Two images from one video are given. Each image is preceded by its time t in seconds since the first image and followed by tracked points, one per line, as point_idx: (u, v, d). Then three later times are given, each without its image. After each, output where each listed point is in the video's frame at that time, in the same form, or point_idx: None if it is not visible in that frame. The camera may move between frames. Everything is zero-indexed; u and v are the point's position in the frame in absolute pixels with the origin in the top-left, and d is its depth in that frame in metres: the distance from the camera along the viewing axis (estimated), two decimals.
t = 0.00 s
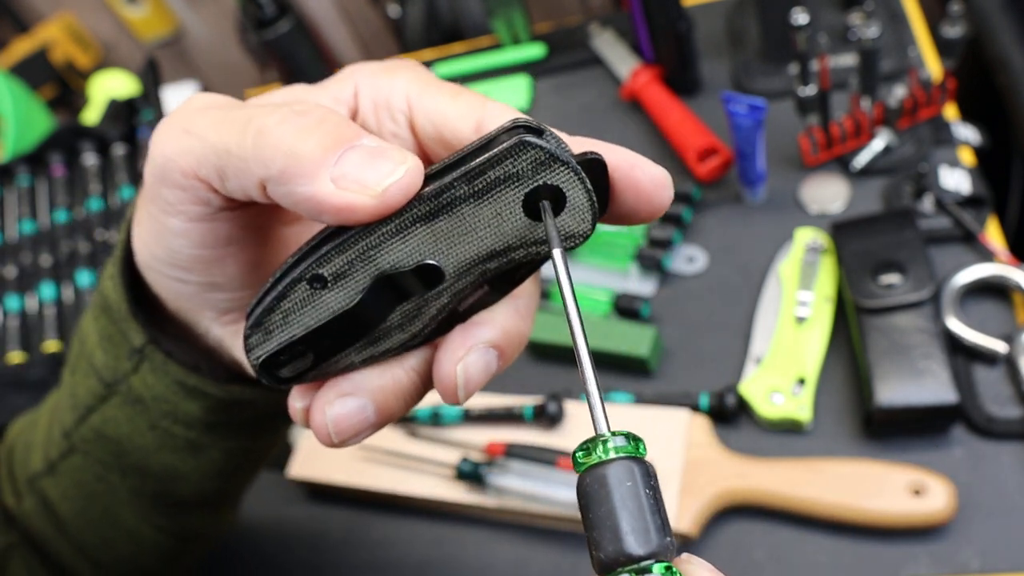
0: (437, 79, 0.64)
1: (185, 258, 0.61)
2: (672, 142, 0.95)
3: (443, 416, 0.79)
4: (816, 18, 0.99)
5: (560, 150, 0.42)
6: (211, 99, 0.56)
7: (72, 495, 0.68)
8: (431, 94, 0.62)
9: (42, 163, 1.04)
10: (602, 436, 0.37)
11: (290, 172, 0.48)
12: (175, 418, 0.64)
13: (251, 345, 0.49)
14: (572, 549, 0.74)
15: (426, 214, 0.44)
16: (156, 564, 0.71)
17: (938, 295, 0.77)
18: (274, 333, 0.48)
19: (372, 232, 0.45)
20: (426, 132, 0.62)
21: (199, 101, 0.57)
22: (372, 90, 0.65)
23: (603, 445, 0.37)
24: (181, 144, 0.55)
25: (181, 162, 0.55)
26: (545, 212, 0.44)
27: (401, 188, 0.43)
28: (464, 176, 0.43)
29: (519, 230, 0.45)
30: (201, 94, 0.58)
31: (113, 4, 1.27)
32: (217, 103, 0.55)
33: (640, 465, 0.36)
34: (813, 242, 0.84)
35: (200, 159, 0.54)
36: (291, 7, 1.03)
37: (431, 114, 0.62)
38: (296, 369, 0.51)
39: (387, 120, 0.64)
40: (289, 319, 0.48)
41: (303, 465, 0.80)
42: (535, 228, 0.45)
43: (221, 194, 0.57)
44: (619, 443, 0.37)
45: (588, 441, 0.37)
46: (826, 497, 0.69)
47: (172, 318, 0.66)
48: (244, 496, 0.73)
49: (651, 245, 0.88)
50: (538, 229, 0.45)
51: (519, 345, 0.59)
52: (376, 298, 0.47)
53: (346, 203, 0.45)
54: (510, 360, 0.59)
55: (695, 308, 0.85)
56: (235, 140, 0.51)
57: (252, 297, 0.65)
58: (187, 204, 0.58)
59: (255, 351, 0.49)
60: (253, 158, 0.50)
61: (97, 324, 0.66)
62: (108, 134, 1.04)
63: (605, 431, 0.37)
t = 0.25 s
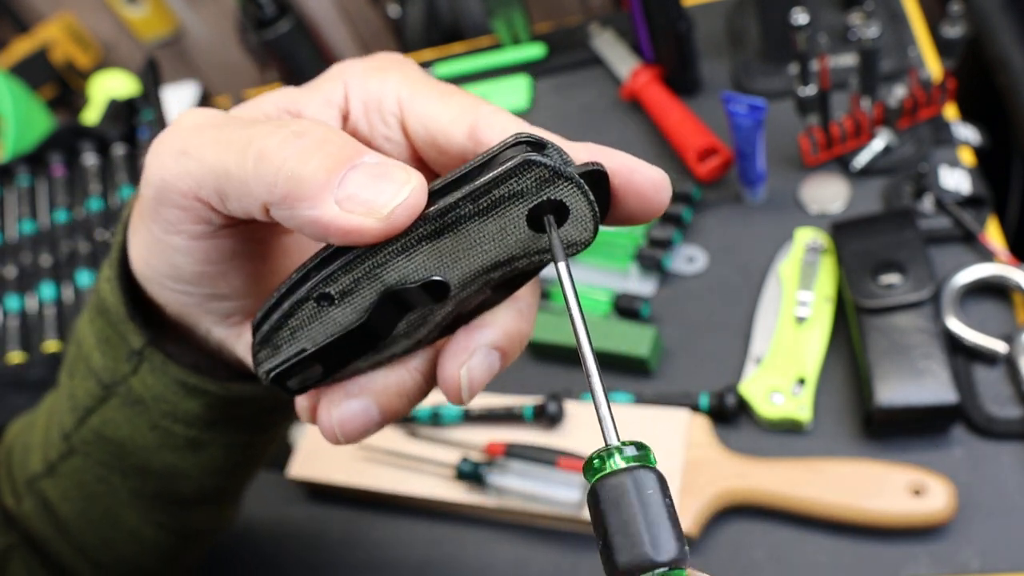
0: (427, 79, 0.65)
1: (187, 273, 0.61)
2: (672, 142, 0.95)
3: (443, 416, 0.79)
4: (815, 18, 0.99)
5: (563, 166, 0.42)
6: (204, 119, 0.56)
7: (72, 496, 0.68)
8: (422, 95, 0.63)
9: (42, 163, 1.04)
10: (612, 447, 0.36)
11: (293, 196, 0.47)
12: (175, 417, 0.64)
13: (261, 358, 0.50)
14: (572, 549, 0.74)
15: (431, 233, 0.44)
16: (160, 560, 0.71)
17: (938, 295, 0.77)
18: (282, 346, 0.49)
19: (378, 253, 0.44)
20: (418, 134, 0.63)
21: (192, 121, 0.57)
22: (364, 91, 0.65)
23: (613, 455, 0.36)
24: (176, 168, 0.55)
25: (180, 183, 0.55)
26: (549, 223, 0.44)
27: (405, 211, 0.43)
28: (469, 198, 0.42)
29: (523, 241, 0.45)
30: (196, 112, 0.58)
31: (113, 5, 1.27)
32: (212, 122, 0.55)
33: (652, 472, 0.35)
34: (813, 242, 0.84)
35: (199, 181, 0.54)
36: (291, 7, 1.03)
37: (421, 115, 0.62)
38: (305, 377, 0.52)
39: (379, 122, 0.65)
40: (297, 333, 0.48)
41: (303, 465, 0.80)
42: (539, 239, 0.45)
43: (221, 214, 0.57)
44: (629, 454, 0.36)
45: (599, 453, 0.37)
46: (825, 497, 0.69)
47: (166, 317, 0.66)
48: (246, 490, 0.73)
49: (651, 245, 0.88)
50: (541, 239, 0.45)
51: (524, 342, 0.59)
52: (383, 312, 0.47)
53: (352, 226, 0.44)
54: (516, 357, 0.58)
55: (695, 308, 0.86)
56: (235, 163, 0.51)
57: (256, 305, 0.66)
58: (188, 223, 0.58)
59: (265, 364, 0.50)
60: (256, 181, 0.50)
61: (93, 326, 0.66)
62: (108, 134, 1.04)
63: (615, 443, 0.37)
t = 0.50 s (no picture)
0: (389, 54, 0.65)
1: (171, 270, 0.63)
2: (672, 142, 0.95)
3: (443, 416, 0.79)
4: (815, 18, 0.99)
5: (545, 151, 0.43)
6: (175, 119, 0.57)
7: (64, 492, 0.68)
8: (382, 72, 0.64)
9: (42, 163, 1.04)
10: (592, 409, 0.40)
11: (281, 183, 0.49)
12: (162, 399, 0.65)
13: (249, 321, 0.54)
14: (572, 549, 0.74)
15: (414, 213, 0.45)
16: (156, 553, 0.71)
17: (938, 295, 0.77)
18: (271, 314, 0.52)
19: (362, 232, 0.47)
20: (381, 112, 0.64)
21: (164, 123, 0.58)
22: (324, 71, 0.66)
23: (595, 418, 0.40)
24: (154, 171, 0.57)
25: (161, 186, 0.57)
26: (530, 201, 0.46)
27: (392, 189, 0.45)
28: (452, 181, 0.43)
29: (505, 217, 0.47)
30: (167, 111, 0.58)
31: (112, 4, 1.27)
32: (184, 121, 0.57)
33: (628, 433, 0.39)
34: (813, 242, 0.84)
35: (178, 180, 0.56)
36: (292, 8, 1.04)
37: (383, 90, 0.63)
38: (291, 338, 0.56)
39: (341, 101, 0.66)
40: (284, 301, 0.52)
41: (304, 465, 0.80)
42: (519, 216, 0.47)
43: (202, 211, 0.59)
44: (608, 416, 0.40)
45: (580, 414, 0.40)
46: (825, 497, 0.69)
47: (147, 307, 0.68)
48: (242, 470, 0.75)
49: (651, 245, 0.88)
50: (522, 216, 0.47)
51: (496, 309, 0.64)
52: (365, 280, 0.50)
53: (340, 211, 0.47)
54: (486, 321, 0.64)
55: (695, 308, 0.85)
56: (214, 159, 0.53)
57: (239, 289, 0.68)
58: (171, 223, 0.60)
59: (253, 327, 0.54)
60: (239, 172, 0.51)
61: (73, 315, 0.67)
62: (109, 134, 1.04)
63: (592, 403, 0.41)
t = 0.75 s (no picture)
0: (358, 69, 0.65)
1: (199, 313, 0.64)
2: (672, 142, 0.95)
3: (443, 416, 0.79)
4: (815, 18, 0.99)
5: (548, 158, 0.46)
6: (186, 173, 0.56)
7: (48, 509, 0.67)
8: (364, 92, 0.63)
9: (42, 163, 1.04)
10: (606, 409, 0.43)
11: (314, 203, 0.52)
12: (153, 420, 0.65)
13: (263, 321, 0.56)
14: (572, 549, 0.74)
15: (426, 214, 0.49)
16: (136, 558, 0.71)
17: (938, 295, 0.77)
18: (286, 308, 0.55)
19: (379, 228, 0.50)
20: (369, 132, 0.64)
21: (173, 177, 0.57)
22: (296, 95, 0.65)
23: (609, 418, 0.43)
24: (185, 228, 0.57)
25: (190, 243, 0.58)
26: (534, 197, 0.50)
27: (423, 171, 0.49)
28: (462, 185, 0.47)
29: (506, 213, 0.51)
30: (172, 169, 0.58)
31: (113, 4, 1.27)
32: (194, 174, 0.56)
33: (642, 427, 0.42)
34: (813, 242, 0.84)
35: (212, 232, 0.56)
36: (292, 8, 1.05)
37: (368, 109, 0.63)
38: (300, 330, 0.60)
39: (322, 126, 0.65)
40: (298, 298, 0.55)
41: (303, 465, 0.80)
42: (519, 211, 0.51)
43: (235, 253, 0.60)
44: (621, 415, 0.43)
45: (595, 414, 0.43)
46: (824, 497, 0.69)
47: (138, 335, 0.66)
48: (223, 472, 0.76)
49: (651, 245, 0.88)
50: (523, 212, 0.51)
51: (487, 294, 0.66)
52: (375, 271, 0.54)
53: (384, 207, 0.49)
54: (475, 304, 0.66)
55: (695, 308, 0.85)
56: (246, 203, 0.54)
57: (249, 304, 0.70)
58: (204, 272, 0.61)
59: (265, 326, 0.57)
60: (272, 204, 0.53)
61: (59, 342, 0.66)
62: (109, 134, 1.04)
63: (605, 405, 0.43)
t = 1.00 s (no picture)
0: (349, 66, 0.66)
1: (197, 308, 0.65)
2: (672, 142, 0.95)
3: (443, 416, 0.79)
4: (815, 18, 0.99)
5: (538, 161, 0.47)
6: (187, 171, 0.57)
7: (50, 501, 0.67)
8: (355, 89, 0.65)
9: (43, 163, 1.05)
10: (597, 402, 0.46)
11: (314, 198, 0.53)
12: (147, 413, 0.66)
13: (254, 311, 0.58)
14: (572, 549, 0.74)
15: (418, 213, 0.51)
16: (135, 551, 0.71)
17: (938, 295, 0.77)
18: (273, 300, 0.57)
19: (373, 224, 0.52)
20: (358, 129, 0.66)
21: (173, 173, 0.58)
22: (288, 92, 0.66)
23: (601, 410, 0.45)
24: (184, 222, 0.58)
25: (190, 240, 0.58)
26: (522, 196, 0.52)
27: (419, 164, 0.51)
28: (455, 187, 0.49)
29: (495, 206, 0.53)
30: (170, 168, 0.59)
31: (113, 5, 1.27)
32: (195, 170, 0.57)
33: (632, 420, 0.45)
34: (813, 242, 0.84)
35: (212, 227, 0.57)
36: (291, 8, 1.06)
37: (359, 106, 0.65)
38: (288, 316, 0.61)
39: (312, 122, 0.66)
40: (288, 289, 0.56)
41: (303, 465, 0.80)
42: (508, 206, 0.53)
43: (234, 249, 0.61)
44: (612, 407, 0.46)
45: (586, 407, 0.46)
46: (824, 497, 0.69)
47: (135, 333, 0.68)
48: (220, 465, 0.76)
49: (651, 245, 0.87)
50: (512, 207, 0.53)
51: (461, 287, 0.69)
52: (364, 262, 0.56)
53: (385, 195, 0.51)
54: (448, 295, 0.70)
55: (695, 309, 0.85)
56: (246, 198, 0.55)
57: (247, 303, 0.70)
58: (203, 266, 0.62)
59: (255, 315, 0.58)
60: (272, 200, 0.54)
61: (54, 337, 0.67)
62: (109, 134, 1.04)
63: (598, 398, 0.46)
